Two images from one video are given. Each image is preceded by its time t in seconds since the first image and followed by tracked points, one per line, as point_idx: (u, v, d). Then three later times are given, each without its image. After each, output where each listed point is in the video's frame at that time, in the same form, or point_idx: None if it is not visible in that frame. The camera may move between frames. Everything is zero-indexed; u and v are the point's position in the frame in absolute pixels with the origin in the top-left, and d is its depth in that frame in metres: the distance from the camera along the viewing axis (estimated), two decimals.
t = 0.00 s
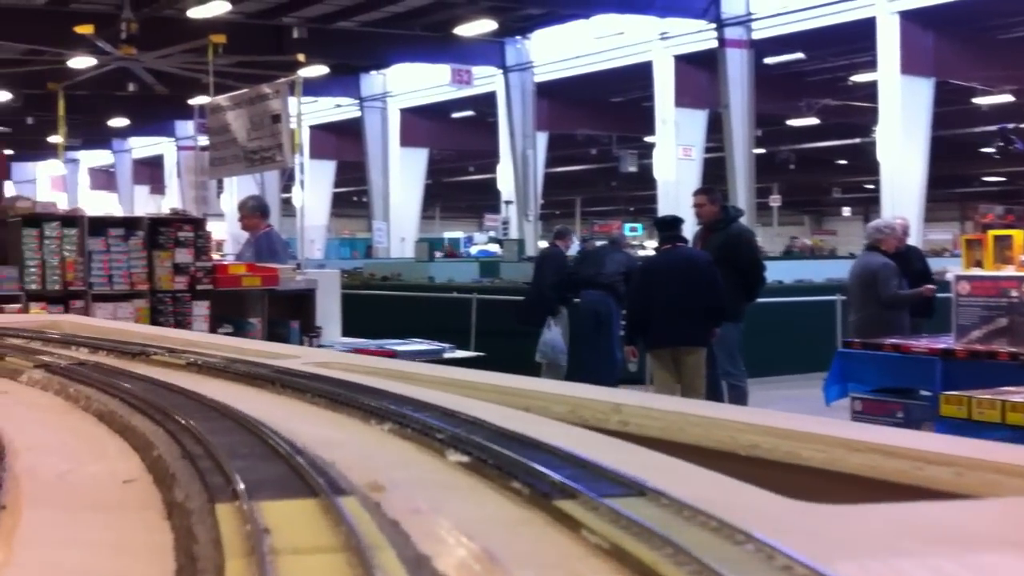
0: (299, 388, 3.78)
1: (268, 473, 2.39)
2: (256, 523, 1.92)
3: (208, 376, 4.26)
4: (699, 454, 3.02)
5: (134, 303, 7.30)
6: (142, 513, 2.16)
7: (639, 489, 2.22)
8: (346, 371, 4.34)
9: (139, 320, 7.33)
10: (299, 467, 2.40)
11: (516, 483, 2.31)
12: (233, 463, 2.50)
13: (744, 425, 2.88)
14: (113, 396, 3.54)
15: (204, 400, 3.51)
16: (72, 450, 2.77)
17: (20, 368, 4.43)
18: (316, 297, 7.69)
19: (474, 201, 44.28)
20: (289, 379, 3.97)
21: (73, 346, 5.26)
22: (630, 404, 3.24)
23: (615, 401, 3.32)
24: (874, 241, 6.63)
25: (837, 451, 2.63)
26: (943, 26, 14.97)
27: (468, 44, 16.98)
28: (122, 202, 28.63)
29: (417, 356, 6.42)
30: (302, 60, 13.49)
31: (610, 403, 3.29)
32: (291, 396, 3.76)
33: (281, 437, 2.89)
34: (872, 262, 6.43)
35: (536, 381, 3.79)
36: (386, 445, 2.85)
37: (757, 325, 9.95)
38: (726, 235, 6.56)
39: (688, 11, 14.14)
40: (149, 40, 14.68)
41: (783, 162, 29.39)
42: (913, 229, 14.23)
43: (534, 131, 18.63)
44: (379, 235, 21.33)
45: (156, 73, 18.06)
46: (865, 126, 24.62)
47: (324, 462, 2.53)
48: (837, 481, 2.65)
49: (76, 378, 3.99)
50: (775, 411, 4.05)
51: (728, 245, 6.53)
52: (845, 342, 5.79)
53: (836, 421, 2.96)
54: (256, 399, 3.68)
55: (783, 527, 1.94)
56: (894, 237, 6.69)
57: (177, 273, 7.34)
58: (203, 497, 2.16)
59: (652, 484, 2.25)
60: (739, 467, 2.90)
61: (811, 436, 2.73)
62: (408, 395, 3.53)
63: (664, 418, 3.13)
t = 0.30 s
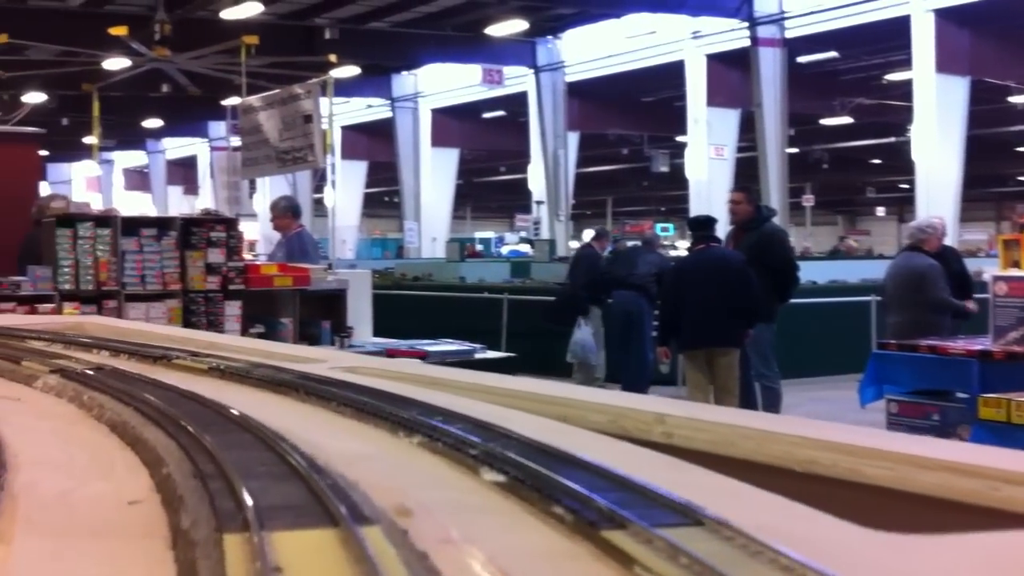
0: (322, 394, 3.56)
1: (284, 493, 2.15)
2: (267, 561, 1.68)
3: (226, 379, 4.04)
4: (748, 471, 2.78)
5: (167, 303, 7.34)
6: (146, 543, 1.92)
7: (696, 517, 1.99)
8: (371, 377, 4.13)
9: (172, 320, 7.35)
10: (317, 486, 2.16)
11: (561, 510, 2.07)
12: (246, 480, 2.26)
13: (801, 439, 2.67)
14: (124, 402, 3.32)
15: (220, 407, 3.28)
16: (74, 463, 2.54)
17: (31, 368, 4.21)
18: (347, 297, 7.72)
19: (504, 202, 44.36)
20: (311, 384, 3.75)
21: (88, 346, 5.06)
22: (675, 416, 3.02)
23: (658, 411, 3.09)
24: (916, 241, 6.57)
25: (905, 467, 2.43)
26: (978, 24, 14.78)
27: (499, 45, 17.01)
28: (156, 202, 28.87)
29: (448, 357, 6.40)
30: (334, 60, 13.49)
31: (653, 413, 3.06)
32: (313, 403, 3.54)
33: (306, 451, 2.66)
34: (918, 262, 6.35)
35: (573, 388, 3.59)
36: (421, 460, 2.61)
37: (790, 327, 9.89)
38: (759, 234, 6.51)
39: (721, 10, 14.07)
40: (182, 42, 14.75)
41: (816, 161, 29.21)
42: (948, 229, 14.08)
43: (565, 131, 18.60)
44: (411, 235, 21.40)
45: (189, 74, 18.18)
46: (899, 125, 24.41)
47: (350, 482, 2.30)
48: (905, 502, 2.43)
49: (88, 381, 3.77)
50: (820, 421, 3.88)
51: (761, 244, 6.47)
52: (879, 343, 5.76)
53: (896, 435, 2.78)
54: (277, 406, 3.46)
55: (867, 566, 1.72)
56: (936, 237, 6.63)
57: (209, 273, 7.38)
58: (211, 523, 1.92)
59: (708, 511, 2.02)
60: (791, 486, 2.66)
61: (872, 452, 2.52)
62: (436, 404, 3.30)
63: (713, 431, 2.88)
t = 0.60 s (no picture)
0: (350, 405, 3.41)
1: (303, 521, 1.98)
2: None
3: (250, 388, 3.92)
4: (810, 488, 2.68)
5: (201, 303, 7.35)
6: None
7: (760, 553, 1.84)
8: (401, 385, 3.99)
9: (205, 319, 7.36)
10: (338, 512, 2.00)
11: (606, 544, 1.91)
12: (262, 504, 2.10)
13: (865, 456, 2.56)
14: (140, 413, 3.17)
15: (242, 418, 3.13)
16: (80, 482, 2.37)
17: (48, 374, 4.07)
18: (379, 297, 7.71)
19: (536, 202, 44.33)
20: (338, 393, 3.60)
21: (114, 352, 4.94)
22: (725, 428, 2.91)
23: (705, 422, 2.98)
24: (962, 241, 6.67)
25: (978, 488, 2.34)
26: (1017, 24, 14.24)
27: (532, 45, 17.01)
28: (190, 202, 29.06)
29: (479, 359, 6.37)
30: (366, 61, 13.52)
31: (702, 426, 2.95)
32: (341, 414, 3.39)
33: (327, 469, 2.50)
34: (970, 265, 6.47)
35: (615, 396, 3.50)
36: (450, 481, 2.45)
37: (824, 329, 9.80)
38: (795, 235, 6.43)
39: (754, 10, 14.07)
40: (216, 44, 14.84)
41: (851, 161, 28.98)
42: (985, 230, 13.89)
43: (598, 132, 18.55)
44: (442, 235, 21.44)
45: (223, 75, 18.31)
46: (936, 125, 24.15)
47: (374, 506, 2.14)
48: (980, 525, 2.35)
49: (105, 390, 3.62)
50: (866, 434, 3.79)
51: (795, 244, 6.41)
52: (917, 345, 5.61)
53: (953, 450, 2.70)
54: (304, 418, 3.31)
55: None
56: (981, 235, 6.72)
57: (241, 273, 7.40)
58: (222, 555, 1.75)
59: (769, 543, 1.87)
60: (853, 507, 2.58)
61: (942, 472, 2.42)
62: (470, 417, 3.15)
63: (769, 446, 2.76)
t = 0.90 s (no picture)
0: (378, 415, 3.35)
1: (328, 554, 1.91)
2: None
3: (276, 396, 3.86)
4: (878, 513, 2.66)
5: (232, 304, 7.37)
6: None
7: None
8: (430, 392, 3.94)
9: (237, 319, 7.37)
10: (359, 544, 1.93)
11: None
12: (279, 533, 2.03)
13: (937, 477, 2.52)
14: (158, 425, 3.11)
15: (264, 432, 3.08)
16: (92, 503, 2.31)
17: (64, 380, 4.01)
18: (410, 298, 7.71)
19: (567, 202, 44.24)
20: (367, 403, 3.54)
21: (138, 357, 4.86)
22: (780, 443, 2.87)
23: (757, 436, 2.94)
24: (1007, 244, 6.60)
25: None
26: None
27: (564, 45, 17.02)
28: (223, 202, 29.23)
29: (512, 360, 6.33)
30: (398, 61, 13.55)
31: (755, 441, 2.91)
32: (368, 425, 3.34)
33: (352, 493, 2.41)
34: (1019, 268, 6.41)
35: (658, 405, 3.46)
36: (481, 508, 2.36)
37: (860, 330, 9.70)
38: (830, 235, 6.37)
39: (785, 8, 14.01)
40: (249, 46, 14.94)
41: (885, 160, 28.74)
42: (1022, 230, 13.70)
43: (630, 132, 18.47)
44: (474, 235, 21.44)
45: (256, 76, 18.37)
46: (971, 124, 23.91)
47: (398, 536, 2.04)
48: None
49: (123, 398, 3.55)
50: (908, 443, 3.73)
51: (831, 245, 6.34)
52: (953, 347, 5.63)
53: (1009, 466, 2.68)
54: (330, 430, 3.25)
55: None
56: None
57: (273, 274, 7.42)
58: None
59: (816, 568, 1.84)
60: (918, 529, 2.57)
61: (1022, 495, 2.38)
62: (502, 429, 3.10)
63: (830, 464, 2.72)
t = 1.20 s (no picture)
0: (404, 426, 3.00)
1: None
2: None
3: (296, 404, 3.52)
4: (966, 537, 2.15)
5: (263, 304, 7.38)
6: None
7: None
8: (457, 401, 3.55)
9: (268, 320, 7.37)
10: None
11: None
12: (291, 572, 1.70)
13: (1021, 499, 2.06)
14: (166, 438, 2.78)
15: (278, 445, 2.73)
16: (83, 530, 2.00)
17: (77, 389, 3.73)
18: (440, 299, 7.69)
19: (598, 203, 44.29)
20: (392, 413, 3.18)
21: (160, 362, 4.61)
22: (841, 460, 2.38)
23: (815, 452, 2.47)
24: None
25: None
26: None
27: (595, 45, 16.96)
28: (256, 204, 29.39)
29: (543, 361, 6.32)
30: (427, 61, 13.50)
31: (813, 457, 2.43)
32: (394, 439, 2.97)
33: (379, 520, 2.08)
34: None
35: (702, 417, 3.00)
36: (527, 537, 2.01)
37: (896, 332, 9.60)
38: (863, 234, 6.31)
39: (821, 7, 14.05)
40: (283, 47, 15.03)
41: (918, 159, 28.52)
42: None
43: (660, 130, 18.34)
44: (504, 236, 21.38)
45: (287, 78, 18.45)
46: (1006, 123, 23.65)
47: None
48: None
49: (133, 408, 3.24)
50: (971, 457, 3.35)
51: (864, 244, 6.28)
52: (990, 348, 5.67)
53: None
54: (352, 444, 2.89)
55: None
56: None
57: (304, 275, 7.44)
58: None
59: None
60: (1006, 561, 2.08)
61: None
62: (539, 445, 2.71)
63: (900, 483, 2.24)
